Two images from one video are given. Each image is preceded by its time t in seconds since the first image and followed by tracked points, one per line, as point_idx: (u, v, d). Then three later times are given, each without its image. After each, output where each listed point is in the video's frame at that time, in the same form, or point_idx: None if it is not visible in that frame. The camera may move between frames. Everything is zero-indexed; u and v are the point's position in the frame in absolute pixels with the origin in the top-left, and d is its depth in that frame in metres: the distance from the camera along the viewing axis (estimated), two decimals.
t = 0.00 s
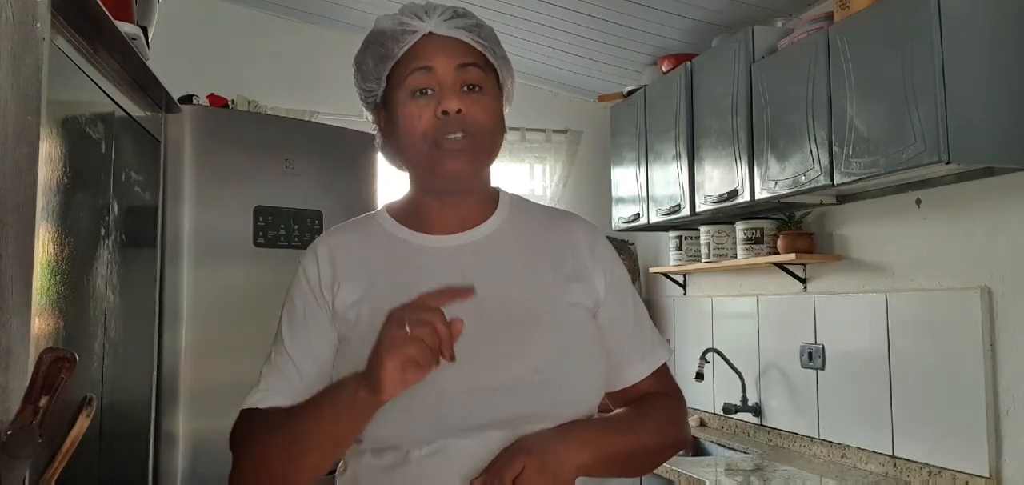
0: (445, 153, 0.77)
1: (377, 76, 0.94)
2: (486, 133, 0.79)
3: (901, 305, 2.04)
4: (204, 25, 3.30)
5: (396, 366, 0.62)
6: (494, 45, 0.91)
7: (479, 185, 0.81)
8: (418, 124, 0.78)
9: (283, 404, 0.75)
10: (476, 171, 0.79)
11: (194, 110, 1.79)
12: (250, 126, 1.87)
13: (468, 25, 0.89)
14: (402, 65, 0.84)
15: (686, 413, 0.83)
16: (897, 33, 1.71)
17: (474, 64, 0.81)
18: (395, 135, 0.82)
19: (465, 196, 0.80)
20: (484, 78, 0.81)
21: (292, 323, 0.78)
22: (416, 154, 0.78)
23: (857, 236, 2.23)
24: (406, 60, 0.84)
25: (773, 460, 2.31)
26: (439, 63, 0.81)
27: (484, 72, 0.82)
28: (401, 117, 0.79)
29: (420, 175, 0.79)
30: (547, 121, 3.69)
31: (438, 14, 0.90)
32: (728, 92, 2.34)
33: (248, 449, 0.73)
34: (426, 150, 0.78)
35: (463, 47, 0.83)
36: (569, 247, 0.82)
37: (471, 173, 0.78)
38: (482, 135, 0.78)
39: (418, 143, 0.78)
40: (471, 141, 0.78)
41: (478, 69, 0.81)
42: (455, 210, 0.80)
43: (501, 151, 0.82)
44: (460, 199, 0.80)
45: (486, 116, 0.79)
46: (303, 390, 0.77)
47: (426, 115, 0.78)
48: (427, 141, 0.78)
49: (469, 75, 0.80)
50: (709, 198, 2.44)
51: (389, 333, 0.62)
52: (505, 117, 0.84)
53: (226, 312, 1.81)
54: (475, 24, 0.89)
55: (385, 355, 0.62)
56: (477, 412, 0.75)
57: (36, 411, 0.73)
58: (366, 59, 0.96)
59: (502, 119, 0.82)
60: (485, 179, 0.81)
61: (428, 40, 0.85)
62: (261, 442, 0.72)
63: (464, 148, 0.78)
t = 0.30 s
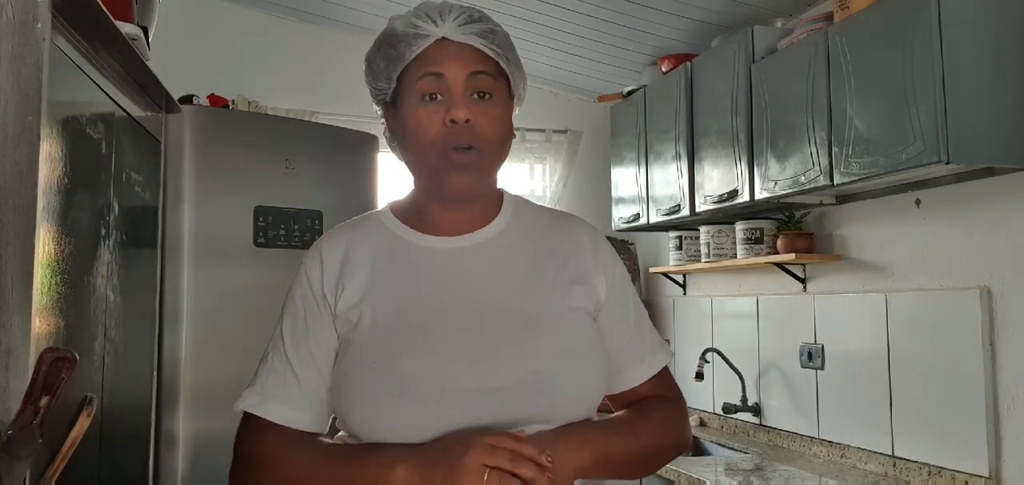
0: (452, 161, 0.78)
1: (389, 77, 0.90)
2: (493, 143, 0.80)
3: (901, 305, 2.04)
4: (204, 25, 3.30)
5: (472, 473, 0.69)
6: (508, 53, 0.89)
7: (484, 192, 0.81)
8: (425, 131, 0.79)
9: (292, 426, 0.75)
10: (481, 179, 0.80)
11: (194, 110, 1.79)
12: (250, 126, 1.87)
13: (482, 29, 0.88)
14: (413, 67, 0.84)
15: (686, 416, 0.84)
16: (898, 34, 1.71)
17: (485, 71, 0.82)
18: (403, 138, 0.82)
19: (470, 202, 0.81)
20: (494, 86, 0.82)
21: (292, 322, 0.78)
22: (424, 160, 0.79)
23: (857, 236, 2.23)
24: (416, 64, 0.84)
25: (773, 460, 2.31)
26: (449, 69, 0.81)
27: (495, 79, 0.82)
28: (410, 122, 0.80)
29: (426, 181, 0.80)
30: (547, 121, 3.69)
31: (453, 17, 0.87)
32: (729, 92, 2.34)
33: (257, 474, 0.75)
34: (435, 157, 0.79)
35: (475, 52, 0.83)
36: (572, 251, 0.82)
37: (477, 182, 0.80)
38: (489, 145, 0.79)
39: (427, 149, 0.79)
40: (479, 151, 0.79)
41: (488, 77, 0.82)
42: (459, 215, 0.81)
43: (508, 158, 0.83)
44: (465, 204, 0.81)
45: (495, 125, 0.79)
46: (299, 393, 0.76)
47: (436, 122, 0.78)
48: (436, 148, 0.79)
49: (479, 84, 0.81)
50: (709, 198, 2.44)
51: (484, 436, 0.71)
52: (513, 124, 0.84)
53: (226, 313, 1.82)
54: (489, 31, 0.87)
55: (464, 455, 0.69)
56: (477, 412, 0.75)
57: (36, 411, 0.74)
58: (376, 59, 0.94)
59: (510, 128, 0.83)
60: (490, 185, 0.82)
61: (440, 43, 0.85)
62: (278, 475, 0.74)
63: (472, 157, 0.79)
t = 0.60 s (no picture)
0: (453, 159, 0.78)
1: (388, 77, 0.90)
2: (493, 140, 0.80)
3: (901, 305, 2.04)
4: (204, 25, 3.30)
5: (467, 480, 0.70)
6: (507, 49, 0.88)
7: (488, 190, 0.81)
8: (425, 129, 0.79)
9: (293, 426, 0.76)
10: (483, 177, 0.80)
11: (194, 110, 1.79)
12: (250, 126, 1.87)
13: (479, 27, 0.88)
14: (411, 66, 0.84)
15: (688, 419, 0.84)
16: (898, 34, 1.71)
17: (483, 69, 0.82)
18: (403, 138, 0.82)
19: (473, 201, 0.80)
20: (493, 84, 0.82)
21: (293, 323, 0.77)
22: (425, 159, 0.79)
23: (857, 236, 2.23)
24: (415, 63, 0.84)
25: (773, 460, 2.31)
26: (448, 67, 0.82)
27: (493, 77, 0.82)
28: (410, 121, 0.80)
29: (427, 180, 0.80)
30: (547, 121, 3.69)
31: (450, 15, 0.88)
32: (729, 91, 2.34)
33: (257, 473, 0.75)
34: (435, 155, 0.79)
35: (473, 50, 0.83)
36: (574, 253, 0.82)
37: (479, 180, 0.79)
38: (489, 141, 0.79)
39: (427, 148, 0.79)
40: (479, 148, 0.79)
41: (487, 75, 0.82)
42: (462, 214, 0.80)
43: (509, 156, 0.83)
44: (467, 204, 0.80)
45: (494, 123, 0.79)
46: (300, 394, 0.76)
47: (435, 120, 0.78)
48: (436, 146, 0.79)
49: (477, 81, 0.81)
50: (709, 198, 2.44)
51: (483, 441, 0.70)
52: (513, 121, 0.84)
53: (227, 313, 1.82)
54: (486, 28, 0.87)
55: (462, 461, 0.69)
56: (476, 413, 0.75)
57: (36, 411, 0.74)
58: (376, 60, 0.93)
59: (510, 125, 0.82)
60: (494, 183, 0.82)
61: (438, 41, 0.85)
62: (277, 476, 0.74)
63: (472, 155, 0.79)
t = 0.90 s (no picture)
0: (454, 159, 0.78)
1: (390, 76, 0.90)
2: (495, 140, 0.80)
3: (901, 305, 2.04)
4: (204, 25, 3.30)
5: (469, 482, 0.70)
6: (509, 51, 0.88)
7: (488, 190, 0.81)
8: (426, 129, 0.79)
9: (294, 426, 0.76)
10: (484, 177, 0.80)
11: (194, 110, 1.79)
12: (250, 127, 1.87)
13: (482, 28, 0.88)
14: (414, 66, 0.84)
15: (689, 419, 0.84)
16: (898, 34, 1.71)
17: (486, 69, 0.81)
18: (405, 138, 0.82)
19: (474, 201, 0.80)
20: (495, 84, 0.82)
21: (293, 322, 0.77)
22: (426, 159, 0.79)
23: (857, 236, 2.23)
24: (417, 63, 0.84)
25: (773, 460, 2.31)
26: (450, 68, 0.82)
27: (495, 77, 0.82)
28: (412, 120, 0.80)
29: (428, 179, 0.80)
30: (547, 121, 3.69)
31: (453, 17, 0.88)
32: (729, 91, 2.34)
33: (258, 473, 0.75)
34: (436, 154, 0.79)
35: (476, 51, 0.83)
36: (575, 253, 0.82)
37: (479, 180, 0.80)
38: (490, 142, 0.79)
39: (429, 148, 0.79)
40: (480, 148, 0.79)
41: (489, 75, 0.82)
42: (463, 214, 0.80)
43: (510, 156, 0.83)
44: (468, 203, 0.80)
45: (496, 123, 0.79)
46: (300, 393, 0.76)
47: (437, 120, 0.78)
48: (437, 146, 0.79)
49: (479, 81, 0.81)
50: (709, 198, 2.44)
51: (483, 442, 0.70)
52: (515, 121, 0.84)
53: (226, 314, 1.82)
54: (490, 29, 0.87)
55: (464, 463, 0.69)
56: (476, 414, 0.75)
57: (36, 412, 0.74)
58: (379, 60, 0.93)
59: (512, 125, 0.82)
60: (495, 184, 0.82)
61: (441, 42, 0.85)
62: (280, 475, 0.74)
63: (473, 155, 0.79)
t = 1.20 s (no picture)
0: (456, 151, 0.78)
1: (392, 73, 0.90)
2: (496, 133, 0.79)
3: (901, 304, 2.04)
4: (204, 25, 3.30)
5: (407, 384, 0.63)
6: (509, 48, 0.88)
7: (490, 185, 0.81)
8: (429, 121, 0.79)
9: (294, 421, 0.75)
10: (486, 170, 0.80)
11: (194, 110, 1.79)
12: (250, 126, 1.87)
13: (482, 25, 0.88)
14: (416, 61, 0.84)
15: (692, 415, 0.84)
16: (897, 34, 1.71)
17: (486, 62, 0.81)
18: (407, 132, 0.82)
19: (477, 195, 0.80)
20: (496, 77, 0.82)
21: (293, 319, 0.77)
22: (428, 152, 0.79)
23: (857, 236, 2.23)
24: (419, 58, 0.84)
25: (773, 460, 2.31)
26: (452, 61, 0.82)
27: (496, 71, 0.82)
28: (414, 114, 0.80)
29: (430, 173, 0.80)
30: (547, 121, 3.68)
31: (454, 14, 0.88)
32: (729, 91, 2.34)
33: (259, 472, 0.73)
34: (438, 147, 0.79)
35: (477, 45, 0.83)
36: (577, 250, 0.82)
37: (481, 173, 0.79)
38: (492, 134, 0.79)
39: (430, 141, 0.79)
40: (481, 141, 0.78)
41: (490, 68, 0.81)
42: (465, 209, 0.80)
43: (512, 149, 0.82)
44: (471, 197, 0.80)
45: (497, 116, 0.79)
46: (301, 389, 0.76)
47: (439, 113, 0.78)
48: (439, 139, 0.78)
49: (480, 74, 0.80)
50: (708, 198, 2.44)
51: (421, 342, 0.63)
52: (517, 115, 0.84)
53: (227, 313, 1.82)
54: (490, 26, 0.87)
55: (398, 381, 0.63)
56: (478, 411, 0.75)
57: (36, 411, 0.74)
58: (382, 57, 0.94)
59: (513, 118, 0.82)
60: (496, 179, 0.82)
61: (443, 37, 0.85)
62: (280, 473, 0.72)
63: (474, 147, 0.78)
